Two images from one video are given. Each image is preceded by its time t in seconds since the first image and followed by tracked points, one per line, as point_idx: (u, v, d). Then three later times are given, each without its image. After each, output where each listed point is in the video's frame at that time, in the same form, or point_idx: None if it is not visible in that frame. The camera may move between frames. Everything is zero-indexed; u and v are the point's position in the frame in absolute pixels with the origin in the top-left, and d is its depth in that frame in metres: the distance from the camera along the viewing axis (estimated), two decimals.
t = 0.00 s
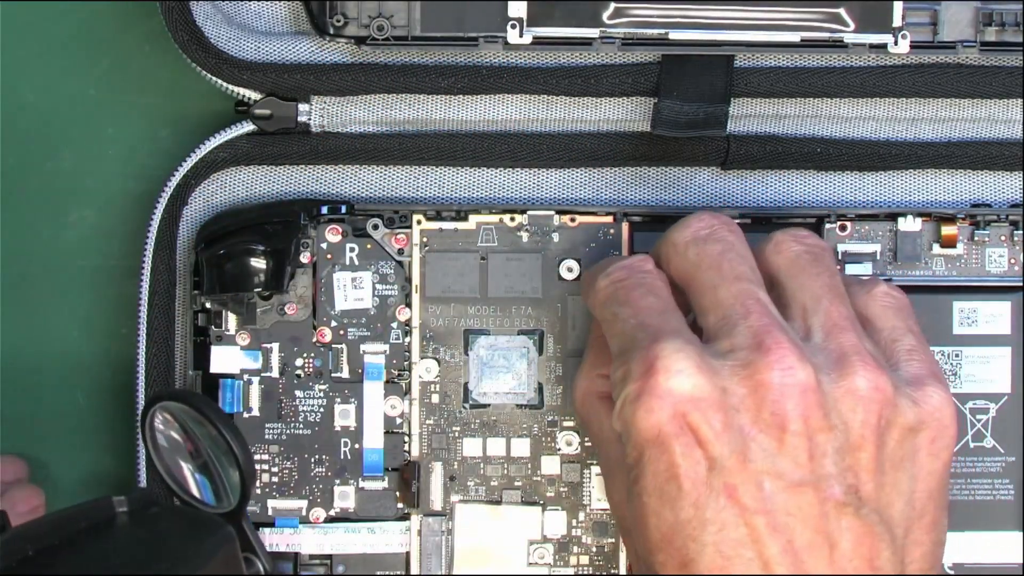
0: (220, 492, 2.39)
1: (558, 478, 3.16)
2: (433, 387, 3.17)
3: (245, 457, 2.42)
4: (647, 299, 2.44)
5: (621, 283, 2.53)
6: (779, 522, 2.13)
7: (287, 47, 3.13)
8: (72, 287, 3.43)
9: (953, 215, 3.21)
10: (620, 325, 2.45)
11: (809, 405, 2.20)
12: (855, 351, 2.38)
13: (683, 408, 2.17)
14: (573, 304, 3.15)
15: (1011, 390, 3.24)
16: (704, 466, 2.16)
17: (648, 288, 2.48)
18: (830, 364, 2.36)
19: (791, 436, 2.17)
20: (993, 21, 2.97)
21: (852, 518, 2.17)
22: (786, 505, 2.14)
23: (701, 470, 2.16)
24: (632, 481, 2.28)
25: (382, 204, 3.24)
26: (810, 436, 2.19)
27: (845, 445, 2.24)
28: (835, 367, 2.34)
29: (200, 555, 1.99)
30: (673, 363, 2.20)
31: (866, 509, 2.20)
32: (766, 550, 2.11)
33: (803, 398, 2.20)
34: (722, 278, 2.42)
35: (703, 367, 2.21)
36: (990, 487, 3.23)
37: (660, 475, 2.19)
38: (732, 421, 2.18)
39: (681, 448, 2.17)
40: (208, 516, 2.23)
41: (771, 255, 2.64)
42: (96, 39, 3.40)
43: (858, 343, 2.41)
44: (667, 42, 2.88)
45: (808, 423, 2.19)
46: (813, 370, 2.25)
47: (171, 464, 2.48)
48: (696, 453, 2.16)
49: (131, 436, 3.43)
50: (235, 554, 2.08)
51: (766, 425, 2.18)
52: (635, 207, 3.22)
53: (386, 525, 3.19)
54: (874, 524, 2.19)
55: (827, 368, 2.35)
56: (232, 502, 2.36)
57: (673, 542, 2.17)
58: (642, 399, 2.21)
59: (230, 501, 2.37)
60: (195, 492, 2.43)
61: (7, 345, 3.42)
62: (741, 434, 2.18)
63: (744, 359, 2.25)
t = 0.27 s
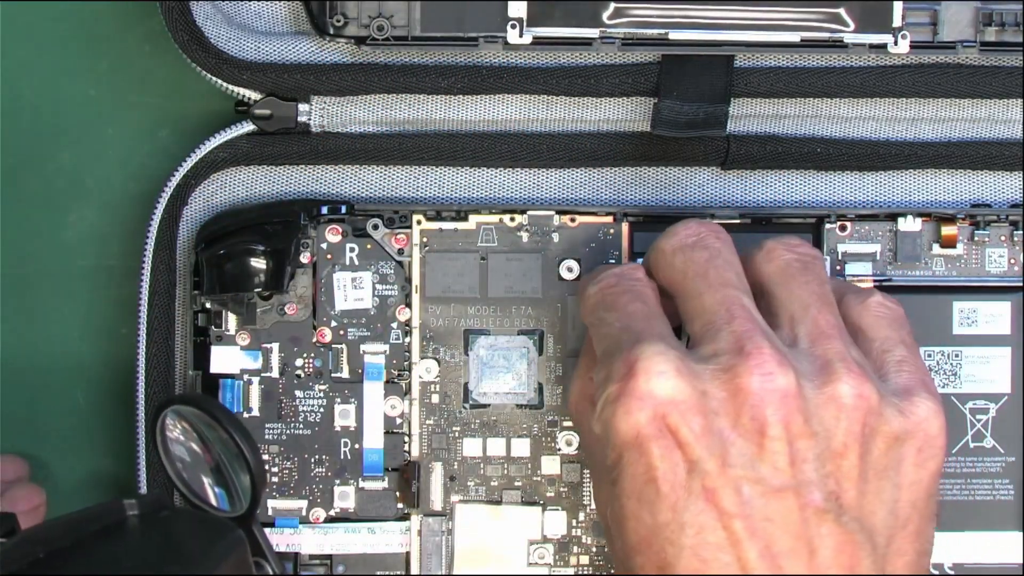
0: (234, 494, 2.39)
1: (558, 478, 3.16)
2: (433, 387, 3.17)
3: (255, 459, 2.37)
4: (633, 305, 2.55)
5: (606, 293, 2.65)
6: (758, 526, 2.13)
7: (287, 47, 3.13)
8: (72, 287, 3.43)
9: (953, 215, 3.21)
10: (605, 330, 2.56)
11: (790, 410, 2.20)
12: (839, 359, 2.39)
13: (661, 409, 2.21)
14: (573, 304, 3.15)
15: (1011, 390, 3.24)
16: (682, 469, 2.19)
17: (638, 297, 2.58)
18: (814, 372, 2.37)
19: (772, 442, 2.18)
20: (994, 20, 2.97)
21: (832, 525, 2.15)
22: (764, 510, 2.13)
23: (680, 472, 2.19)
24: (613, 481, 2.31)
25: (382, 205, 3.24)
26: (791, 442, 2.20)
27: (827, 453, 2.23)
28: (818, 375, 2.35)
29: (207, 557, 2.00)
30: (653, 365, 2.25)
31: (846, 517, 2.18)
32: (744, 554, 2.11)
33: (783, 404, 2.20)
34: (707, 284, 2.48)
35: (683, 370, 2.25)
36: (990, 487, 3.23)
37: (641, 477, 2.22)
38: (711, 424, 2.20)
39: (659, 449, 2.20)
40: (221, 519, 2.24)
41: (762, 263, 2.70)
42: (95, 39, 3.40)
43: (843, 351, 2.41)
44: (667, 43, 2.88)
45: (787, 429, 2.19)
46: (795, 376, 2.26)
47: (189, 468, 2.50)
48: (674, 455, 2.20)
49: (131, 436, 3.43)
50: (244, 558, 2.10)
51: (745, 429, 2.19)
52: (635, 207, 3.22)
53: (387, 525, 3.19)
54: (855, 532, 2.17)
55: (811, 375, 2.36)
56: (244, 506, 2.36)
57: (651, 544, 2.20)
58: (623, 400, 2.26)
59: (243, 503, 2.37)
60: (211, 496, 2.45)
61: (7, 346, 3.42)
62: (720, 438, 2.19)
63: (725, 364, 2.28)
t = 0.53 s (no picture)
0: (213, 490, 2.39)
1: (558, 477, 3.16)
2: (432, 387, 3.17)
3: (235, 455, 2.36)
4: (671, 259, 2.40)
5: (651, 229, 2.50)
6: (758, 512, 2.11)
7: (287, 47, 3.13)
8: (72, 286, 3.43)
9: (953, 215, 3.21)
10: (635, 277, 2.42)
11: (801, 400, 2.20)
12: (847, 353, 2.39)
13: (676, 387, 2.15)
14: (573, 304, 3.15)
15: (1011, 390, 3.24)
16: (691, 450, 2.13)
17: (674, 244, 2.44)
18: (822, 364, 2.38)
19: (780, 431, 2.16)
20: (993, 20, 2.97)
21: (827, 518, 2.18)
22: (765, 497, 2.12)
23: (687, 453, 2.13)
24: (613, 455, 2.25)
25: (382, 205, 3.24)
26: (798, 433, 2.19)
27: (830, 446, 2.25)
28: (827, 366, 2.37)
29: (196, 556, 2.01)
30: (672, 343, 2.19)
31: (841, 511, 2.21)
32: (743, 539, 2.09)
33: (796, 394, 2.19)
34: (747, 254, 2.41)
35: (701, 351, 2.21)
36: (991, 487, 3.23)
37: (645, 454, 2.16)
38: (723, 407, 2.17)
39: (668, 427, 2.14)
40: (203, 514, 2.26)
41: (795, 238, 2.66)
42: (95, 38, 3.40)
43: (854, 344, 2.42)
44: (667, 43, 2.88)
45: (796, 419, 2.19)
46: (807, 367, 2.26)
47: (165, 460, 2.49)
48: (683, 434, 2.14)
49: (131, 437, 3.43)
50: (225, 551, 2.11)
51: (757, 416, 2.17)
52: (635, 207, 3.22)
53: (386, 525, 3.19)
54: (849, 527, 2.21)
55: (819, 366, 2.37)
56: (222, 502, 2.36)
57: (651, 521, 2.15)
58: (636, 373, 2.18)
59: (222, 499, 2.37)
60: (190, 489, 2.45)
61: (6, 346, 3.42)
62: (731, 423, 2.16)
63: (742, 346, 2.24)
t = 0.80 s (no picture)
0: (202, 481, 2.43)
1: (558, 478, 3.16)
2: (432, 387, 3.17)
3: (229, 448, 2.43)
4: (669, 253, 2.41)
5: (653, 221, 2.50)
6: (733, 511, 2.16)
7: (287, 47, 3.13)
8: (72, 286, 3.43)
9: (953, 215, 3.21)
10: (631, 267, 2.44)
11: (783, 403, 2.23)
12: (835, 356, 2.40)
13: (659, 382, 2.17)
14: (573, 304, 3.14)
15: (1011, 390, 3.24)
16: (670, 445, 2.17)
17: (672, 238, 2.46)
18: (809, 365, 2.40)
19: (761, 432, 2.20)
20: (994, 20, 2.97)
21: (803, 521, 2.22)
22: (742, 496, 2.17)
23: (666, 447, 2.17)
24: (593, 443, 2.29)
25: (382, 205, 3.24)
26: (779, 434, 2.23)
27: (810, 449, 2.28)
28: (813, 368, 2.38)
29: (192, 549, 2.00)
30: (659, 337, 2.20)
31: (818, 515, 2.25)
32: (718, 536, 2.14)
33: (778, 395, 2.23)
34: (744, 256, 2.45)
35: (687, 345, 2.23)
36: (991, 488, 3.23)
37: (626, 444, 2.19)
38: (707, 404, 2.20)
39: (648, 421, 2.18)
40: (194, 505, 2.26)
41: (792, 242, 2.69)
42: (95, 39, 3.40)
43: (843, 348, 2.43)
44: (667, 42, 2.88)
45: (778, 422, 2.22)
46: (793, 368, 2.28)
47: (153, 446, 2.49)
48: (664, 428, 2.18)
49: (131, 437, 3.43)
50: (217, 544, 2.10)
51: (737, 415, 2.21)
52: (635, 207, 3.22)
53: (386, 525, 3.19)
54: (824, 530, 2.25)
55: (806, 369, 2.39)
56: (213, 493, 2.41)
57: (627, 512, 2.20)
58: (620, 365, 2.20)
59: (212, 490, 2.41)
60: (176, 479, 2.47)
61: (6, 346, 3.42)
62: (712, 420, 2.20)
63: (729, 344, 2.28)
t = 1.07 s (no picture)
0: (214, 484, 2.43)
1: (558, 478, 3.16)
2: (432, 387, 3.17)
3: (238, 451, 2.40)
4: (662, 245, 2.43)
5: (648, 216, 2.52)
6: (724, 493, 2.16)
7: (287, 47, 3.13)
8: (72, 286, 3.43)
9: (953, 215, 3.21)
10: (625, 259, 2.45)
11: (774, 385, 2.22)
12: (828, 342, 2.40)
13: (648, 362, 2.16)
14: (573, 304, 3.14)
15: (1011, 390, 3.25)
16: (660, 427, 2.17)
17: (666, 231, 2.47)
18: (802, 350, 2.39)
19: (752, 415, 2.20)
20: (994, 20, 2.97)
21: (794, 506, 2.22)
22: (732, 479, 2.16)
23: (655, 429, 2.17)
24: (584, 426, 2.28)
25: (382, 205, 3.24)
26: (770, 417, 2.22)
27: (802, 433, 2.28)
28: (806, 352, 2.38)
29: (196, 550, 2.01)
30: (649, 317, 2.20)
31: (809, 501, 2.25)
32: (709, 519, 2.15)
33: (769, 378, 2.22)
34: (735, 246, 2.46)
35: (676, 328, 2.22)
36: (990, 487, 3.23)
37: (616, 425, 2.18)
38: (697, 386, 2.20)
39: (638, 403, 2.17)
40: (202, 507, 2.26)
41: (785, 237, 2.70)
42: (95, 39, 3.40)
43: (836, 335, 2.42)
44: (667, 43, 2.88)
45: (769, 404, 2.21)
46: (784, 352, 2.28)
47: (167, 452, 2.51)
48: (653, 410, 2.17)
49: (131, 437, 3.43)
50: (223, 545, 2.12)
51: (728, 398, 2.21)
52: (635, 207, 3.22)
53: (387, 525, 3.19)
54: (815, 516, 2.25)
55: (799, 353, 2.38)
56: (222, 496, 2.40)
57: (616, 496, 2.19)
58: (609, 347, 2.19)
59: (223, 492, 2.40)
60: (191, 482, 2.48)
61: (6, 346, 3.42)
62: (703, 402, 2.19)
63: (720, 327, 2.26)
